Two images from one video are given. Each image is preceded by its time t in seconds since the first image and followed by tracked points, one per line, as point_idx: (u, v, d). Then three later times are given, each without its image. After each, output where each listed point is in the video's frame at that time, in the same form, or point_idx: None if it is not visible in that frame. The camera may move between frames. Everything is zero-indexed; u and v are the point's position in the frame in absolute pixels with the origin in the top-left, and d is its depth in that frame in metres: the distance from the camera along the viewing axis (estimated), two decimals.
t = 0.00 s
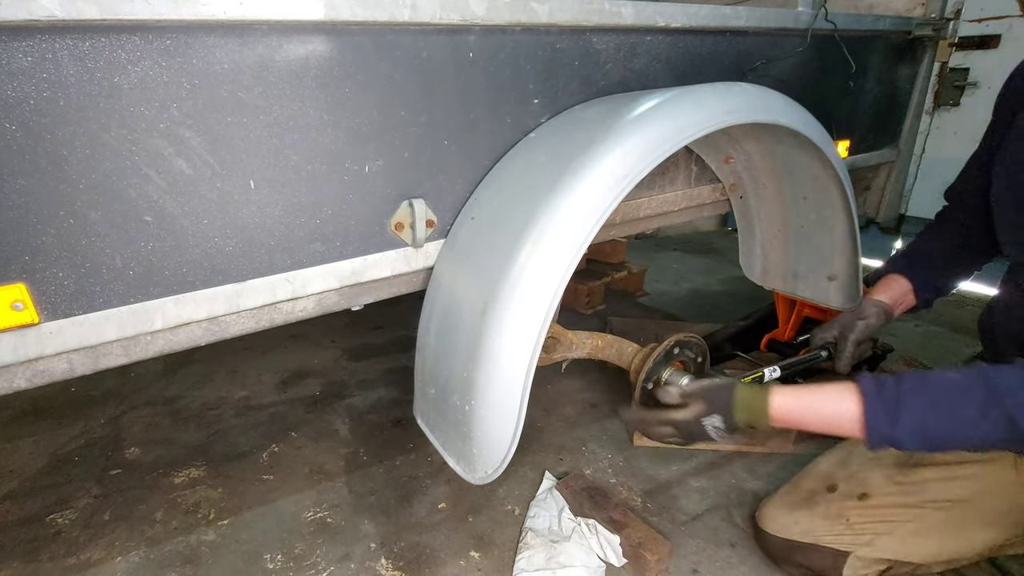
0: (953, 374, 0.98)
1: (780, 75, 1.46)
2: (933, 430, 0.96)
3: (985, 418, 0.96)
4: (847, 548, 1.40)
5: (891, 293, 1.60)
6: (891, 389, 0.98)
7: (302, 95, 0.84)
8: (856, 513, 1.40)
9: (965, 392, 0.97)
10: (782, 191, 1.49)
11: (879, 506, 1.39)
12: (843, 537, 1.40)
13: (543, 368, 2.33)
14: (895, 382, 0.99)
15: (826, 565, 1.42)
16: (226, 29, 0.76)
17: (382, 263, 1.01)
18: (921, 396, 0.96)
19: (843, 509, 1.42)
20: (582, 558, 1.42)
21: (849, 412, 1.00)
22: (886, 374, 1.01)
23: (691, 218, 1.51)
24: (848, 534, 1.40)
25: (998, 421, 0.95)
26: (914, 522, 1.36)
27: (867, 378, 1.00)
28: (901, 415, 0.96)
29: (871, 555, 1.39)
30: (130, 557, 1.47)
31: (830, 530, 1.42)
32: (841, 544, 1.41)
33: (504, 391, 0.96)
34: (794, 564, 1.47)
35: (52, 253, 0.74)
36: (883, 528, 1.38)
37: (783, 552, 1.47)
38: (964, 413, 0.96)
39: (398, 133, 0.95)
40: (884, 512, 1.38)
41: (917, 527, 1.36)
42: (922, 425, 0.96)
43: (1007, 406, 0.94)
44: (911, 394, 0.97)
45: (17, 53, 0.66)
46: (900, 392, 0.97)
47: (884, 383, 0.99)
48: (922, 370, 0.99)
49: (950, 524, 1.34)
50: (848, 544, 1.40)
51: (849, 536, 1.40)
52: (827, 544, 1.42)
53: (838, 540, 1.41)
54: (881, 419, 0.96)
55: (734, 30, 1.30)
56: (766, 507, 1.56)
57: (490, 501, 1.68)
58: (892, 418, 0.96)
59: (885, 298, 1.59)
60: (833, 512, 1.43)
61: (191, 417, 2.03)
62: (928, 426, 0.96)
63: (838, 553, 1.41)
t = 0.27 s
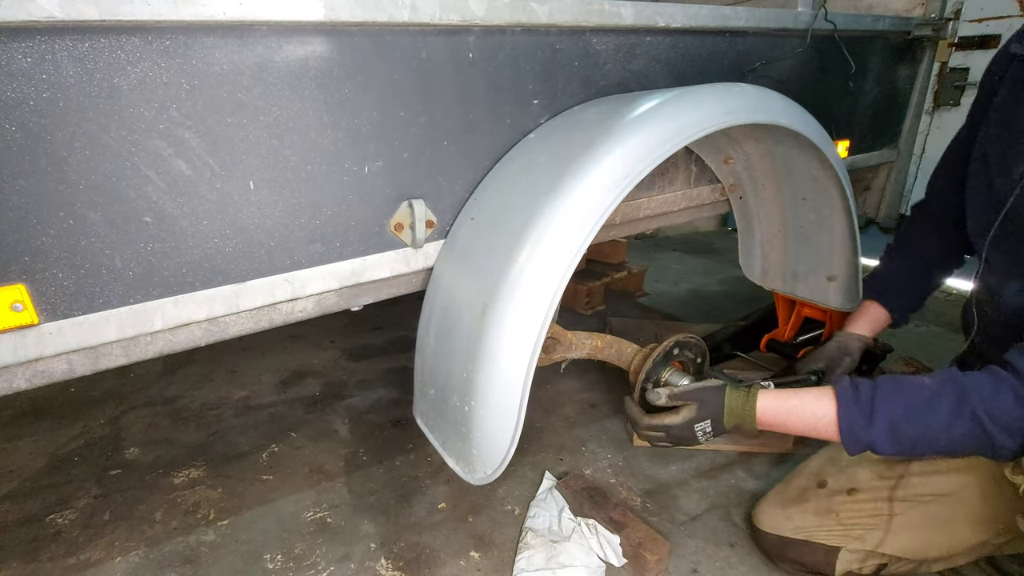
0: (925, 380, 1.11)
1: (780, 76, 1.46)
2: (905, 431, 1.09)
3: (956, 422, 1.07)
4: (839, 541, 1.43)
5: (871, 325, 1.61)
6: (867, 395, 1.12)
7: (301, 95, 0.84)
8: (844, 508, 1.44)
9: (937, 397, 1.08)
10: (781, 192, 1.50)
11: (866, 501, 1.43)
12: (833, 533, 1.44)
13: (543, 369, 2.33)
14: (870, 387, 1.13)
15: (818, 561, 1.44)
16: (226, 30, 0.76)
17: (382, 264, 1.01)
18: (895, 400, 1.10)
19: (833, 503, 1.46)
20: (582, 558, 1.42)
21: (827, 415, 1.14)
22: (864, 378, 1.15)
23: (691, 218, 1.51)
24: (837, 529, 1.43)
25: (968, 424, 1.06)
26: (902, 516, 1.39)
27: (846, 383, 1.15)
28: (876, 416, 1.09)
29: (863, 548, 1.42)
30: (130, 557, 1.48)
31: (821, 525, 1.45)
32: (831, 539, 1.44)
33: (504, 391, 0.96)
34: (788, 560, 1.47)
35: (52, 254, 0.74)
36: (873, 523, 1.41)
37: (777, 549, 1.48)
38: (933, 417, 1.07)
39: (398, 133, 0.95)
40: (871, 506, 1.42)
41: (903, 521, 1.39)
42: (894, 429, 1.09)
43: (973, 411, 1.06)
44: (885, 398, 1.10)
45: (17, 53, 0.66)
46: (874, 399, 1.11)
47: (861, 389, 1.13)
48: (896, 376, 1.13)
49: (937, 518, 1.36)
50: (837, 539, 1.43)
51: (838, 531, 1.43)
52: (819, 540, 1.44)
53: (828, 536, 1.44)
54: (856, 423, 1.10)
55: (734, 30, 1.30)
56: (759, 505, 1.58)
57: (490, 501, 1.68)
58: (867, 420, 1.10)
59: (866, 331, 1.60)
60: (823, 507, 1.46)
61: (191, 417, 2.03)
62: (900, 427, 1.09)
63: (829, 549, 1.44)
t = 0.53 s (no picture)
0: (925, 380, 1.10)
1: (780, 76, 1.46)
2: (904, 434, 1.08)
3: (957, 424, 1.06)
4: (839, 541, 1.43)
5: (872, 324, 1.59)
6: (865, 395, 1.11)
7: (302, 95, 0.84)
8: (845, 507, 1.44)
9: (938, 398, 1.08)
10: (781, 191, 1.49)
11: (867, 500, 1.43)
12: (833, 531, 1.44)
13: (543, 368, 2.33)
14: (868, 386, 1.12)
15: (818, 559, 1.44)
16: (226, 29, 0.76)
17: (382, 263, 1.01)
18: (894, 401, 1.09)
19: (833, 502, 1.45)
20: (582, 558, 1.42)
21: (826, 411, 1.14)
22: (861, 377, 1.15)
23: (691, 218, 1.51)
24: (838, 529, 1.43)
25: (969, 426, 1.06)
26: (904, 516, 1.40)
27: (844, 381, 1.14)
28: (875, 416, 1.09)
29: (864, 548, 1.42)
30: (131, 557, 1.48)
31: (821, 524, 1.44)
32: (832, 537, 1.44)
33: (504, 391, 0.96)
34: (787, 559, 1.48)
35: (52, 254, 0.74)
36: (873, 522, 1.42)
37: (777, 547, 1.48)
38: (933, 419, 1.07)
39: (398, 133, 0.95)
40: (871, 504, 1.42)
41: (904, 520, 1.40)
42: (893, 431, 1.09)
43: (974, 413, 1.05)
44: (885, 399, 1.09)
45: (17, 53, 0.66)
46: (873, 400, 1.10)
47: (860, 388, 1.12)
48: (895, 375, 1.12)
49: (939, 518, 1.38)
50: (838, 538, 1.43)
51: (838, 530, 1.43)
52: (819, 539, 1.44)
53: (829, 535, 1.44)
54: (856, 425, 1.10)
55: (734, 30, 1.30)
56: (759, 504, 1.57)
57: (490, 501, 1.68)
58: (865, 421, 1.09)
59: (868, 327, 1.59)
60: (824, 506, 1.46)
61: (191, 417, 2.03)
62: (899, 429, 1.08)
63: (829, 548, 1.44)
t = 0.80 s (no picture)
0: (920, 379, 1.10)
1: (780, 76, 1.46)
2: (899, 432, 1.08)
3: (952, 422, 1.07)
4: (840, 541, 1.43)
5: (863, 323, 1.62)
6: (860, 393, 1.12)
7: (302, 95, 0.84)
8: (845, 508, 1.44)
9: (932, 396, 1.08)
10: (781, 191, 1.49)
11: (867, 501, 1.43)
12: (833, 532, 1.44)
13: (543, 368, 2.33)
14: (863, 385, 1.12)
15: (818, 559, 1.45)
16: (226, 29, 0.76)
17: (382, 264, 1.01)
18: (891, 400, 1.09)
19: (833, 503, 1.46)
20: (582, 558, 1.42)
21: (821, 410, 1.14)
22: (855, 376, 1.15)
23: (691, 218, 1.51)
24: (839, 530, 1.43)
25: (963, 425, 1.06)
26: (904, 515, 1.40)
27: (838, 380, 1.14)
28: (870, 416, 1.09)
29: (865, 548, 1.42)
30: (130, 557, 1.47)
31: (821, 525, 1.44)
32: (832, 538, 1.44)
33: (505, 390, 0.96)
34: (788, 559, 1.48)
35: (52, 254, 0.74)
36: (873, 522, 1.42)
37: (778, 548, 1.48)
38: (929, 417, 1.08)
39: (398, 134, 0.95)
40: (872, 505, 1.42)
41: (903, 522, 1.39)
42: (889, 429, 1.09)
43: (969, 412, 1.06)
44: (881, 399, 1.10)
45: (18, 53, 0.66)
46: (869, 398, 1.10)
47: (854, 387, 1.12)
48: (890, 374, 1.12)
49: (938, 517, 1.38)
50: (838, 539, 1.43)
51: (838, 530, 1.43)
52: (819, 540, 1.44)
53: (828, 535, 1.44)
54: (852, 422, 1.10)
55: (734, 30, 1.30)
56: (760, 504, 1.57)
57: (490, 501, 1.68)
58: (861, 420, 1.09)
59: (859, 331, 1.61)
60: (824, 507, 1.46)
61: (191, 417, 2.03)
62: (895, 428, 1.09)
63: (830, 549, 1.44)
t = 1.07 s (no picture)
0: (874, 306, 1.00)
1: (780, 76, 1.46)
2: (883, 365, 0.97)
3: (929, 338, 0.96)
4: (831, 542, 1.46)
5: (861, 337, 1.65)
6: (828, 341, 1.01)
7: (302, 96, 0.84)
8: (833, 508, 1.46)
9: (893, 315, 0.98)
10: (781, 192, 1.49)
11: (851, 499, 1.45)
12: (824, 533, 1.46)
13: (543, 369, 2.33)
14: (828, 332, 1.02)
15: (815, 563, 1.46)
16: (226, 31, 0.76)
17: (383, 265, 1.01)
18: (858, 337, 0.99)
19: (820, 504, 1.47)
20: (582, 558, 1.42)
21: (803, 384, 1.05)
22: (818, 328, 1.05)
23: (691, 219, 1.51)
24: (829, 530, 1.46)
25: (936, 334, 0.96)
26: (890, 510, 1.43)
27: (806, 339, 1.04)
28: (847, 358, 0.98)
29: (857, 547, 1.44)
30: (131, 557, 1.48)
31: (811, 527, 1.47)
32: (823, 539, 1.46)
33: (505, 391, 0.96)
34: (783, 562, 1.49)
35: (52, 255, 0.74)
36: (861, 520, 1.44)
37: (775, 554, 1.49)
38: (900, 340, 0.96)
39: (399, 134, 0.95)
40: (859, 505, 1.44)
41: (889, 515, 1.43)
42: (872, 365, 0.98)
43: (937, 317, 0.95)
44: (847, 338, 0.99)
45: (18, 55, 0.66)
46: (837, 342, 1.00)
47: (822, 338, 1.02)
48: (848, 314, 1.02)
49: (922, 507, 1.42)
50: (829, 539, 1.46)
51: (828, 531, 1.46)
52: (811, 542, 1.46)
53: (819, 536, 1.46)
54: (831, 372, 1.00)
55: (735, 30, 1.30)
56: (752, 509, 1.58)
57: (490, 501, 1.68)
58: (840, 367, 0.99)
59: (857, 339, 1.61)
60: (812, 508, 1.48)
61: (192, 417, 2.03)
62: (877, 363, 0.97)
63: (823, 550, 1.46)
